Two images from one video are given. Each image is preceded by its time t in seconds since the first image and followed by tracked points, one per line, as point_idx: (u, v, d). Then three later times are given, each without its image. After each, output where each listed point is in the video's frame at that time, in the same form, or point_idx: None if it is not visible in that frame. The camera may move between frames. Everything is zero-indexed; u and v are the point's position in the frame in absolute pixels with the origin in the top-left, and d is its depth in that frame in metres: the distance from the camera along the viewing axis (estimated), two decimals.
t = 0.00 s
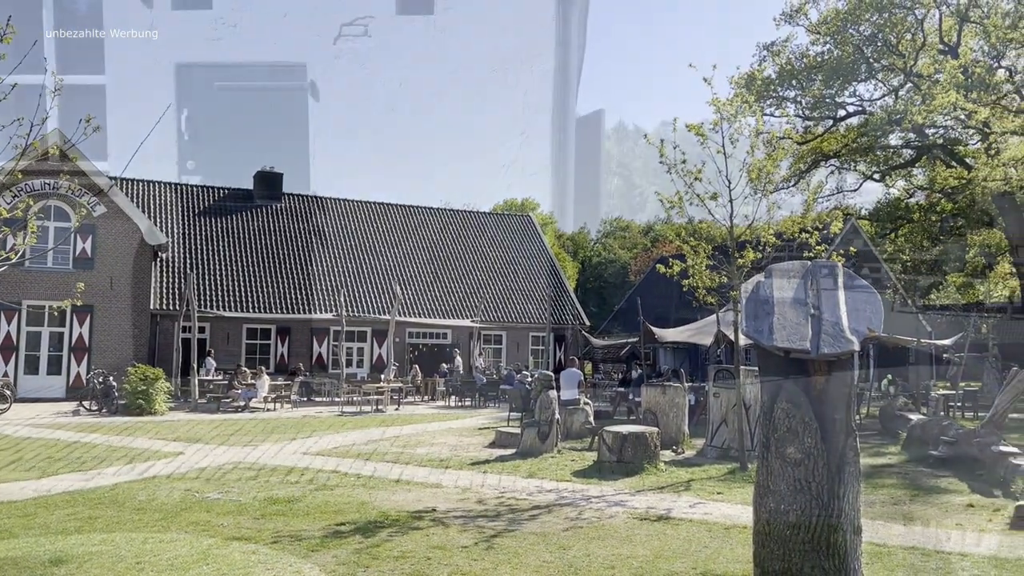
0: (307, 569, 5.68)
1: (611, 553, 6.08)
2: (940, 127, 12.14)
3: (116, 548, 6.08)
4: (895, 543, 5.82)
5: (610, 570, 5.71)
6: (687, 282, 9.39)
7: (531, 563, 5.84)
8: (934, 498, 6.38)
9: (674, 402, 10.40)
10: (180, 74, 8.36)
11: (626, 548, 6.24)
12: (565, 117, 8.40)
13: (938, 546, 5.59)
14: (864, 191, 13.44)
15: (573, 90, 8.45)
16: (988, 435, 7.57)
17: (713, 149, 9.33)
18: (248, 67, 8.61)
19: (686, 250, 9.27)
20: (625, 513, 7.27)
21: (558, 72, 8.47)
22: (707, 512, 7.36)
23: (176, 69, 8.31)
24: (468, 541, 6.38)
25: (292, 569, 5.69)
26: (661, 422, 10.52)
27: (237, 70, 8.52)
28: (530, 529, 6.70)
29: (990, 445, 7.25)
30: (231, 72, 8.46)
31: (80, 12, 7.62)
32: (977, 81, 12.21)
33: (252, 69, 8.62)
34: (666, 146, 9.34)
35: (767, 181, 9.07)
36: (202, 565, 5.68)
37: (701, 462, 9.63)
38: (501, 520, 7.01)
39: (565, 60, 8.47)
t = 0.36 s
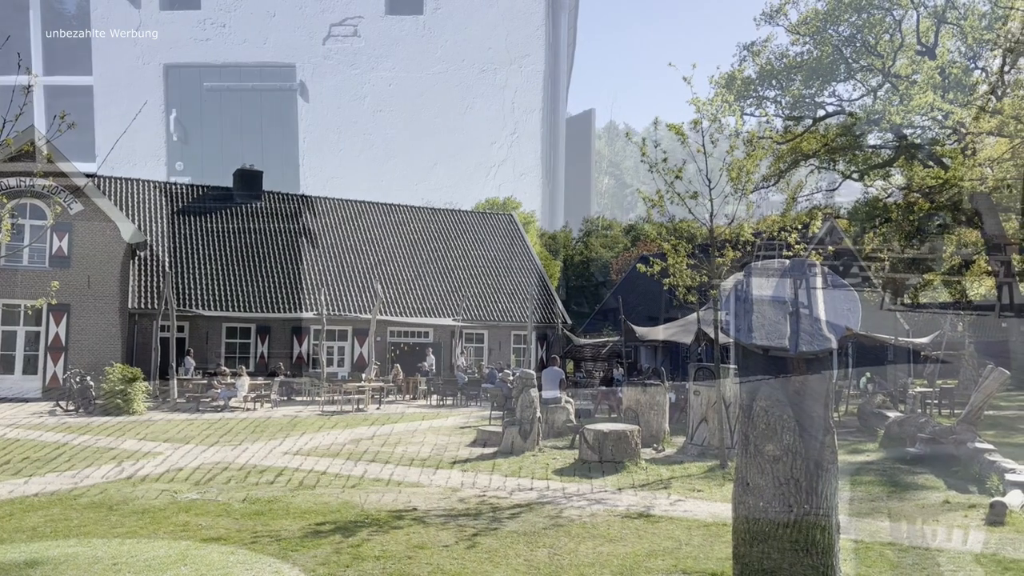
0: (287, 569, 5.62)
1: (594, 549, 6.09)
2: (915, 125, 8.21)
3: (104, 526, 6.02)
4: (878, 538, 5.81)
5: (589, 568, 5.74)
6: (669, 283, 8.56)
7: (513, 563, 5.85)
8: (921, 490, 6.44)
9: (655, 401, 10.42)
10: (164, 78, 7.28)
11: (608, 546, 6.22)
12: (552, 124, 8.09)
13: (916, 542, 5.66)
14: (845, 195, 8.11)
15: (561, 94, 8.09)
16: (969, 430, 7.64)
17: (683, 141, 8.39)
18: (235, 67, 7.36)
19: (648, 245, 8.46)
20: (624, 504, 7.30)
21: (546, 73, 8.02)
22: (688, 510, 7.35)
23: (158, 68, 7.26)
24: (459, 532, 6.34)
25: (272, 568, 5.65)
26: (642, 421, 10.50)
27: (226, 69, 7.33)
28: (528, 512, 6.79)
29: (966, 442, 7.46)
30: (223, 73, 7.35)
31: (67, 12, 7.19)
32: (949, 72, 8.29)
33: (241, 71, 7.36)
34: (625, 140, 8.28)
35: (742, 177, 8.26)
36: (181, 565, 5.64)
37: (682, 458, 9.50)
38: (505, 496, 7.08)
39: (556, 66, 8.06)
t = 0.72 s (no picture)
0: (267, 568, 5.93)
1: (576, 542, 6.18)
2: (896, 125, 7.51)
3: (93, 528, 6.08)
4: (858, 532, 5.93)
5: (574, 566, 5.99)
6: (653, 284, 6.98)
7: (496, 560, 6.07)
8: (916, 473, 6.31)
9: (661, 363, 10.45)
10: (149, 78, 6.63)
11: (594, 541, 6.23)
12: (540, 126, 6.95)
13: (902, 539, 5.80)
14: (828, 192, 7.24)
15: (552, 89, 6.89)
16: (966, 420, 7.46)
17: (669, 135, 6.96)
18: (222, 66, 6.66)
19: (628, 241, 7.00)
20: (621, 496, 6.52)
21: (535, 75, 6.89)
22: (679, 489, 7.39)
23: (143, 67, 6.62)
24: (450, 527, 6.22)
25: (250, 569, 5.92)
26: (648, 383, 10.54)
27: (212, 69, 6.65)
28: (516, 509, 6.38)
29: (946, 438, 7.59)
30: (209, 73, 6.66)
31: (53, 11, 6.60)
32: (926, 73, 7.47)
33: (228, 70, 6.66)
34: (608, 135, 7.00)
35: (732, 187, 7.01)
36: (158, 565, 5.94)
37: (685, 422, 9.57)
38: (499, 492, 6.45)
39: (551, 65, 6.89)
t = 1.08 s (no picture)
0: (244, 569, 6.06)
1: (560, 536, 6.27)
2: (873, 126, 6.54)
3: (79, 529, 6.17)
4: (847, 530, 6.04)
5: (560, 567, 6.15)
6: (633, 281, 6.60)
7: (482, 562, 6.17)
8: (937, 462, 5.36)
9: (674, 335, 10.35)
10: (136, 77, 6.26)
11: (585, 541, 6.27)
12: (531, 125, 6.54)
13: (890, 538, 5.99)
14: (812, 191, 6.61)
15: (542, 85, 6.51)
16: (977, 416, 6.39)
17: (658, 134, 6.68)
18: (209, 65, 6.30)
19: (615, 239, 6.64)
20: (613, 496, 6.39)
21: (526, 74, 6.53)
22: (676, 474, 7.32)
23: (129, 66, 6.26)
24: (436, 526, 6.28)
25: (228, 568, 6.08)
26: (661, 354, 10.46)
27: (199, 67, 6.29)
28: (505, 506, 6.36)
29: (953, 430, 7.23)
30: (196, 71, 6.30)
31: (39, 8, 6.22)
32: (905, 72, 6.45)
33: (215, 69, 6.31)
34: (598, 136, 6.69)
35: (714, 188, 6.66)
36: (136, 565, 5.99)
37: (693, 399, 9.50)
38: (489, 490, 6.41)
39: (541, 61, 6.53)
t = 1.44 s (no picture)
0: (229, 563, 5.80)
1: (546, 534, 6.19)
2: (857, 125, 5.84)
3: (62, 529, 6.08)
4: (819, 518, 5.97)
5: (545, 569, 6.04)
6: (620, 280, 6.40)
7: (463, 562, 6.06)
8: (916, 456, 5.53)
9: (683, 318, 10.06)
10: (120, 75, 6.24)
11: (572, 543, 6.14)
12: (518, 124, 6.48)
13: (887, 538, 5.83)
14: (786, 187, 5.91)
15: (529, 83, 6.46)
16: (974, 417, 5.75)
17: (652, 136, 6.40)
18: (195, 62, 6.28)
19: (600, 238, 6.40)
20: (599, 493, 6.26)
21: (513, 73, 6.48)
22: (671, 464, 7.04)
23: (115, 62, 6.22)
24: (421, 524, 6.15)
25: (206, 568, 5.48)
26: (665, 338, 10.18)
27: (186, 64, 6.27)
28: (491, 507, 6.25)
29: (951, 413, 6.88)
30: (182, 69, 6.28)
31: (24, 7, 6.28)
32: (886, 72, 5.80)
33: (201, 66, 6.28)
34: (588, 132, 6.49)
35: (703, 186, 6.25)
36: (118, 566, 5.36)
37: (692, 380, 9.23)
38: (475, 489, 6.28)
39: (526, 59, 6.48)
